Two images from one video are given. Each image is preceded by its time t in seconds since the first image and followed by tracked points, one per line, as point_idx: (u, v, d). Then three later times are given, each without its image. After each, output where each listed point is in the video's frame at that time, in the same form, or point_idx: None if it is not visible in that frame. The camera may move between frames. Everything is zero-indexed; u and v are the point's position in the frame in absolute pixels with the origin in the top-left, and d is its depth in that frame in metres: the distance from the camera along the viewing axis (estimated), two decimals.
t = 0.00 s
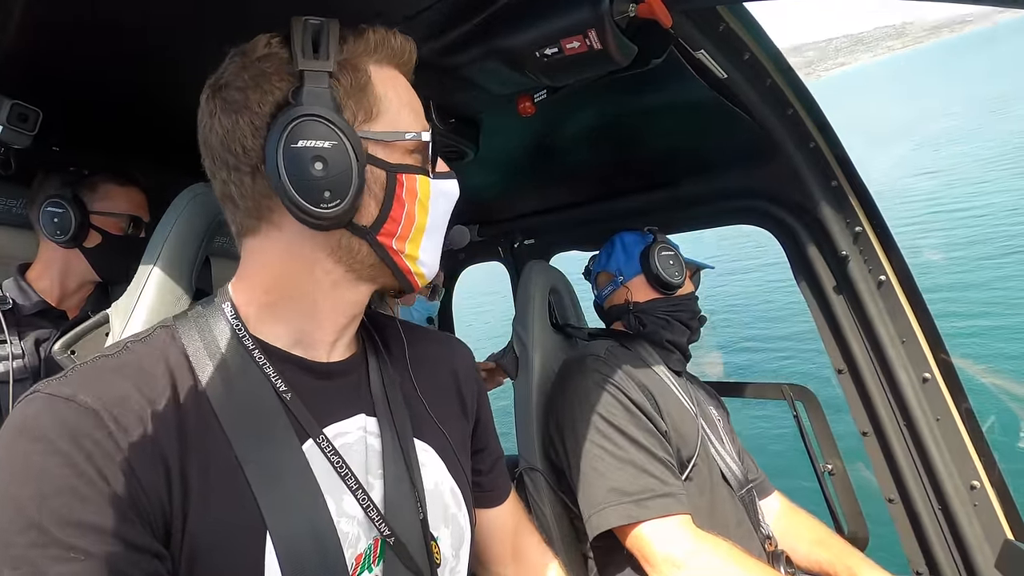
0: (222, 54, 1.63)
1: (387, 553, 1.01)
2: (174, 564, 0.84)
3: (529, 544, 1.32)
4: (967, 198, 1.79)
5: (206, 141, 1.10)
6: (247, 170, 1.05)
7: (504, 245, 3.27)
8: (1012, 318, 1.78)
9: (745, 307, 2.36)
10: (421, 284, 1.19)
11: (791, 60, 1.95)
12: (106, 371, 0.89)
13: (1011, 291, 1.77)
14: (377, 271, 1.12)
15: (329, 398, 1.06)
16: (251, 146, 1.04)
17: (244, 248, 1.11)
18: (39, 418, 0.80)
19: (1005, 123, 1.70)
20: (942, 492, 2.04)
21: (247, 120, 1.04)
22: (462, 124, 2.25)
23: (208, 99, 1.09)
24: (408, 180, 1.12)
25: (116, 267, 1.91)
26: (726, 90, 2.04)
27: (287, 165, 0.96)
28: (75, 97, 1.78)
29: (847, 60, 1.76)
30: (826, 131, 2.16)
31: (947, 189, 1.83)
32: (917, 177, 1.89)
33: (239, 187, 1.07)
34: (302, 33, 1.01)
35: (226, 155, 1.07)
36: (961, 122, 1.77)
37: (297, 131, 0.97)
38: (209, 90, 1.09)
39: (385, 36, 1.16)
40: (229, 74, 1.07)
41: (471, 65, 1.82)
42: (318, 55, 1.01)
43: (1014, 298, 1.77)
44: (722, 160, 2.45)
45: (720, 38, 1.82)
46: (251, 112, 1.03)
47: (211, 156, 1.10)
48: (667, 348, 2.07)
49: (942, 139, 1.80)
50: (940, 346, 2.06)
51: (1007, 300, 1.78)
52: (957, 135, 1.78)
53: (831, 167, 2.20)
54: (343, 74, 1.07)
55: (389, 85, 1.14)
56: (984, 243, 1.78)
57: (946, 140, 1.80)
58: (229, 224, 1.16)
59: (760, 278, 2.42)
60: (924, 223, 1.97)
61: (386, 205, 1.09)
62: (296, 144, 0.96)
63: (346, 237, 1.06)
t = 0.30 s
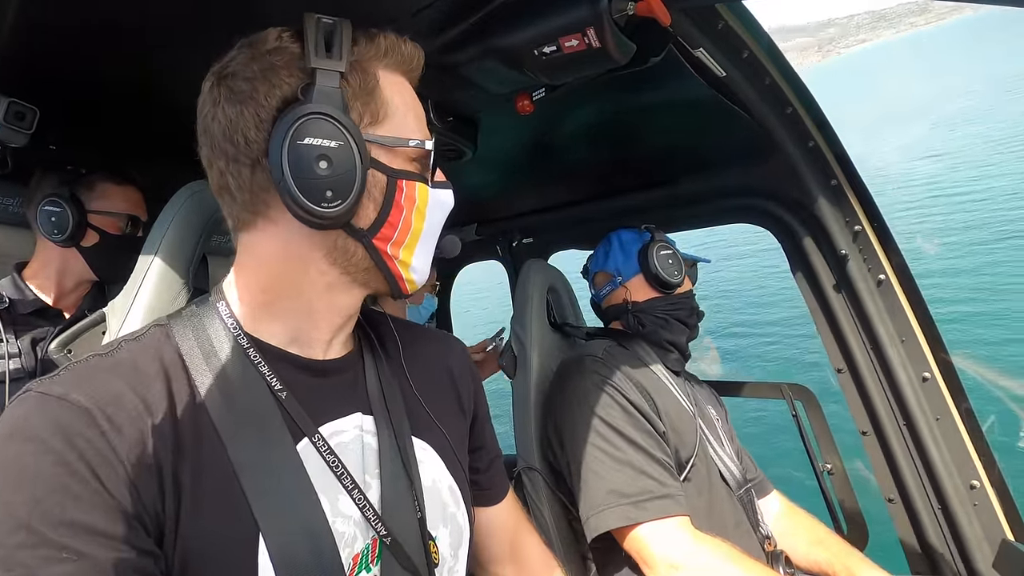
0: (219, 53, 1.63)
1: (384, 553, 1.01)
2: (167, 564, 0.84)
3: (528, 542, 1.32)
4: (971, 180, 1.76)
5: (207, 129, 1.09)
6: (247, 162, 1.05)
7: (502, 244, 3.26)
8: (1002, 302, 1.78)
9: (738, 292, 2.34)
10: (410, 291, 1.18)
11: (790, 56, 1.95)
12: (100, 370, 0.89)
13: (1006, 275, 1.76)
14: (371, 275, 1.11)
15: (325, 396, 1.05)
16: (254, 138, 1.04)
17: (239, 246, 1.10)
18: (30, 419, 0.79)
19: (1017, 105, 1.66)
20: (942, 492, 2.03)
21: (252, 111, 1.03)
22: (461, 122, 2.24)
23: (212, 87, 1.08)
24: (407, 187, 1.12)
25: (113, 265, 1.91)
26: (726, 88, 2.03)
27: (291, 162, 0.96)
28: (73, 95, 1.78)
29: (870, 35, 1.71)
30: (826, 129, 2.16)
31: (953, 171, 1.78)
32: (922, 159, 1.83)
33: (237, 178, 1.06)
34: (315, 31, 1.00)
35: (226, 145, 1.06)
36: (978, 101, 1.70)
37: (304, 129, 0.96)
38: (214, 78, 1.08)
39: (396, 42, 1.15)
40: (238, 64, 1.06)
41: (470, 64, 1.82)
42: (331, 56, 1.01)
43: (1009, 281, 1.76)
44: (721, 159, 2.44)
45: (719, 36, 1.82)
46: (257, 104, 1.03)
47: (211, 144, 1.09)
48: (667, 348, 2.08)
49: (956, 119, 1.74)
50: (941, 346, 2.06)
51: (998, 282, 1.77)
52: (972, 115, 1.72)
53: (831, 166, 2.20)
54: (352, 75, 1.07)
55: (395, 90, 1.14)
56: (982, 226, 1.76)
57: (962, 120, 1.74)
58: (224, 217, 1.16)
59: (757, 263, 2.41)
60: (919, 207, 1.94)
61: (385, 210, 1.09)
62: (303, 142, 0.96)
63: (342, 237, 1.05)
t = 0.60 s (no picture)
0: (216, 51, 1.63)
1: (380, 553, 1.00)
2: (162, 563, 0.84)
3: (527, 543, 1.31)
4: (974, 168, 1.74)
5: (206, 127, 1.08)
6: (246, 160, 1.05)
7: (500, 243, 3.25)
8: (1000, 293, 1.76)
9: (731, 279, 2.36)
10: (410, 291, 1.18)
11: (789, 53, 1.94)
12: (95, 370, 0.89)
13: (1004, 266, 1.74)
14: (370, 275, 1.11)
15: (323, 395, 1.05)
16: (253, 137, 1.04)
17: (236, 245, 1.10)
18: (24, 418, 0.79)
19: None
20: (942, 492, 2.03)
21: (252, 110, 1.03)
22: (458, 120, 2.24)
23: (212, 86, 1.08)
24: (407, 187, 1.11)
25: (109, 264, 1.90)
26: (724, 87, 2.03)
27: (290, 161, 0.95)
28: (70, 93, 1.77)
29: (900, 15, 1.57)
30: (824, 128, 2.16)
31: (958, 157, 1.76)
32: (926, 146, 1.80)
33: (236, 177, 1.06)
34: (316, 31, 1.00)
35: (226, 144, 1.06)
36: (994, 87, 1.66)
37: (304, 128, 0.96)
38: (213, 76, 1.08)
39: (396, 41, 1.15)
40: (237, 63, 1.06)
41: (467, 62, 1.82)
42: (332, 55, 1.01)
43: (1008, 271, 1.74)
44: (720, 157, 2.44)
45: (717, 34, 1.81)
46: (257, 102, 1.02)
47: (210, 142, 1.08)
48: (667, 348, 2.08)
49: (965, 106, 1.71)
50: (940, 345, 2.06)
51: (996, 269, 1.75)
52: (982, 102, 1.69)
53: (830, 164, 2.20)
54: (352, 74, 1.06)
55: (395, 91, 1.13)
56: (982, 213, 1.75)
57: (970, 107, 1.71)
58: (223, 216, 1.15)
59: (753, 252, 2.42)
60: (919, 195, 1.90)
61: (384, 209, 1.08)
62: (302, 141, 0.96)
63: (341, 237, 1.05)
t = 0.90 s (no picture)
0: (213, 49, 1.62)
1: (377, 552, 1.00)
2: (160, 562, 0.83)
3: (524, 543, 1.31)
4: (981, 159, 1.74)
5: (208, 125, 1.08)
6: (248, 159, 1.04)
7: (499, 242, 3.25)
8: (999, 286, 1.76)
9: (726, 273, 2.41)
10: (409, 292, 1.17)
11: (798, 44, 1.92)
12: (93, 367, 0.88)
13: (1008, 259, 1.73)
14: (370, 275, 1.11)
15: (321, 393, 1.05)
16: (255, 136, 1.03)
17: (236, 244, 1.09)
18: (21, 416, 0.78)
19: None
20: (942, 491, 2.02)
21: (255, 109, 1.02)
22: (456, 119, 2.26)
23: (214, 83, 1.07)
24: (409, 187, 1.11)
25: (106, 262, 1.90)
26: (723, 84, 2.02)
27: (292, 160, 0.95)
28: (67, 92, 1.76)
29: None
30: (824, 125, 2.16)
31: (967, 148, 1.75)
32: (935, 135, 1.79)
33: (237, 176, 1.05)
34: (320, 30, 1.00)
35: (228, 142, 1.05)
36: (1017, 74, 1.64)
37: (306, 127, 0.95)
38: (216, 74, 1.08)
39: (400, 41, 1.14)
40: (240, 61, 1.05)
41: (466, 60, 1.81)
42: (335, 54, 1.00)
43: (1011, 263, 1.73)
44: (719, 155, 2.44)
45: (716, 32, 1.80)
46: (260, 101, 1.02)
47: (212, 141, 1.08)
48: (664, 346, 2.08)
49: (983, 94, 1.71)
50: (940, 344, 2.05)
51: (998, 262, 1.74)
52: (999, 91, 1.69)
53: (829, 162, 2.20)
54: (355, 74, 1.06)
55: (398, 91, 1.13)
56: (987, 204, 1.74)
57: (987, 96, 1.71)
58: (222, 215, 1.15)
59: (751, 244, 2.44)
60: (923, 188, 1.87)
61: (386, 209, 1.08)
62: (304, 141, 0.95)
63: (341, 237, 1.05)
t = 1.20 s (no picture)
0: (209, 46, 1.62)
1: (376, 552, 1.00)
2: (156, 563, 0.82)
3: (522, 542, 1.31)
4: (993, 149, 1.73)
5: (207, 125, 1.08)
6: (247, 159, 1.04)
7: (497, 240, 3.24)
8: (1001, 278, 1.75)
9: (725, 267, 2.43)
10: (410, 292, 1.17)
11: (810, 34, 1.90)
12: (90, 366, 0.88)
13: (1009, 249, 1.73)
14: (370, 275, 1.11)
15: (320, 393, 1.04)
16: (254, 136, 1.03)
17: (235, 242, 1.09)
18: (17, 415, 0.78)
19: None
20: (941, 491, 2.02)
21: (254, 109, 1.02)
22: (454, 117, 2.26)
23: (213, 82, 1.07)
24: (410, 187, 1.11)
25: (104, 260, 1.90)
26: (722, 83, 2.02)
27: (291, 162, 0.94)
28: (64, 90, 1.76)
29: None
30: (822, 123, 2.14)
31: (977, 139, 1.75)
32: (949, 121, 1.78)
33: (236, 176, 1.05)
34: (319, 28, 1.00)
35: (226, 142, 1.05)
36: None
37: (305, 129, 0.95)
38: (215, 73, 1.07)
39: (401, 38, 1.14)
40: (239, 59, 1.05)
41: (465, 58, 1.81)
42: (334, 54, 1.00)
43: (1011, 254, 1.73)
44: (717, 153, 2.44)
45: (716, 30, 1.79)
46: (258, 101, 1.01)
47: (211, 141, 1.07)
48: (663, 345, 2.08)
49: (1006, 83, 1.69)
50: (940, 343, 2.04)
51: (998, 253, 1.74)
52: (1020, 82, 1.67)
53: (828, 161, 2.19)
54: (355, 72, 1.05)
55: (399, 89, 1.12)
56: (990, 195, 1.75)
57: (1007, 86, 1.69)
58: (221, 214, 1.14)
59: (749, 236, 2.44)
60: (928, 181, 1.83)
61: (386, 210, 1.07)
62: (303, 142, 0.95)
63: (341, 237, 1.04)
